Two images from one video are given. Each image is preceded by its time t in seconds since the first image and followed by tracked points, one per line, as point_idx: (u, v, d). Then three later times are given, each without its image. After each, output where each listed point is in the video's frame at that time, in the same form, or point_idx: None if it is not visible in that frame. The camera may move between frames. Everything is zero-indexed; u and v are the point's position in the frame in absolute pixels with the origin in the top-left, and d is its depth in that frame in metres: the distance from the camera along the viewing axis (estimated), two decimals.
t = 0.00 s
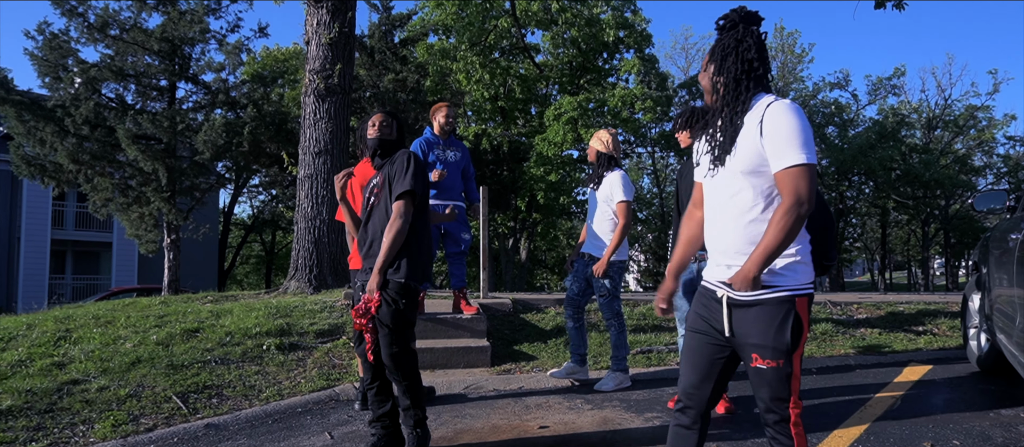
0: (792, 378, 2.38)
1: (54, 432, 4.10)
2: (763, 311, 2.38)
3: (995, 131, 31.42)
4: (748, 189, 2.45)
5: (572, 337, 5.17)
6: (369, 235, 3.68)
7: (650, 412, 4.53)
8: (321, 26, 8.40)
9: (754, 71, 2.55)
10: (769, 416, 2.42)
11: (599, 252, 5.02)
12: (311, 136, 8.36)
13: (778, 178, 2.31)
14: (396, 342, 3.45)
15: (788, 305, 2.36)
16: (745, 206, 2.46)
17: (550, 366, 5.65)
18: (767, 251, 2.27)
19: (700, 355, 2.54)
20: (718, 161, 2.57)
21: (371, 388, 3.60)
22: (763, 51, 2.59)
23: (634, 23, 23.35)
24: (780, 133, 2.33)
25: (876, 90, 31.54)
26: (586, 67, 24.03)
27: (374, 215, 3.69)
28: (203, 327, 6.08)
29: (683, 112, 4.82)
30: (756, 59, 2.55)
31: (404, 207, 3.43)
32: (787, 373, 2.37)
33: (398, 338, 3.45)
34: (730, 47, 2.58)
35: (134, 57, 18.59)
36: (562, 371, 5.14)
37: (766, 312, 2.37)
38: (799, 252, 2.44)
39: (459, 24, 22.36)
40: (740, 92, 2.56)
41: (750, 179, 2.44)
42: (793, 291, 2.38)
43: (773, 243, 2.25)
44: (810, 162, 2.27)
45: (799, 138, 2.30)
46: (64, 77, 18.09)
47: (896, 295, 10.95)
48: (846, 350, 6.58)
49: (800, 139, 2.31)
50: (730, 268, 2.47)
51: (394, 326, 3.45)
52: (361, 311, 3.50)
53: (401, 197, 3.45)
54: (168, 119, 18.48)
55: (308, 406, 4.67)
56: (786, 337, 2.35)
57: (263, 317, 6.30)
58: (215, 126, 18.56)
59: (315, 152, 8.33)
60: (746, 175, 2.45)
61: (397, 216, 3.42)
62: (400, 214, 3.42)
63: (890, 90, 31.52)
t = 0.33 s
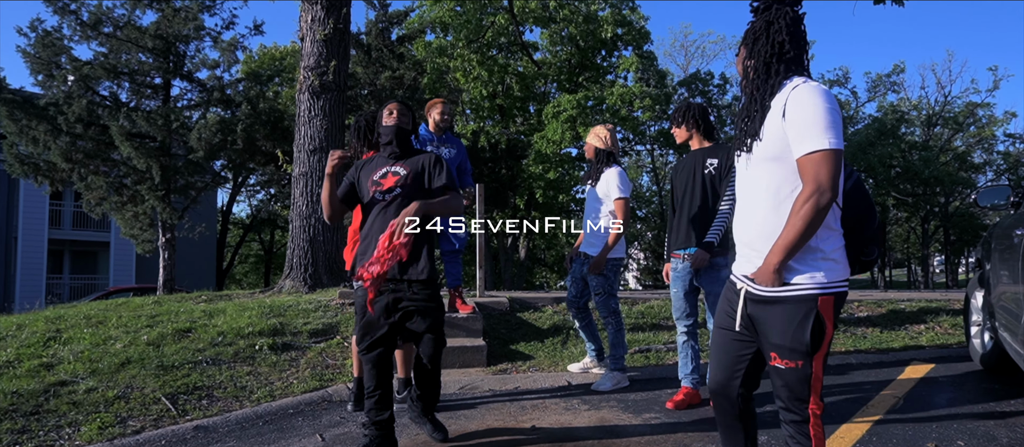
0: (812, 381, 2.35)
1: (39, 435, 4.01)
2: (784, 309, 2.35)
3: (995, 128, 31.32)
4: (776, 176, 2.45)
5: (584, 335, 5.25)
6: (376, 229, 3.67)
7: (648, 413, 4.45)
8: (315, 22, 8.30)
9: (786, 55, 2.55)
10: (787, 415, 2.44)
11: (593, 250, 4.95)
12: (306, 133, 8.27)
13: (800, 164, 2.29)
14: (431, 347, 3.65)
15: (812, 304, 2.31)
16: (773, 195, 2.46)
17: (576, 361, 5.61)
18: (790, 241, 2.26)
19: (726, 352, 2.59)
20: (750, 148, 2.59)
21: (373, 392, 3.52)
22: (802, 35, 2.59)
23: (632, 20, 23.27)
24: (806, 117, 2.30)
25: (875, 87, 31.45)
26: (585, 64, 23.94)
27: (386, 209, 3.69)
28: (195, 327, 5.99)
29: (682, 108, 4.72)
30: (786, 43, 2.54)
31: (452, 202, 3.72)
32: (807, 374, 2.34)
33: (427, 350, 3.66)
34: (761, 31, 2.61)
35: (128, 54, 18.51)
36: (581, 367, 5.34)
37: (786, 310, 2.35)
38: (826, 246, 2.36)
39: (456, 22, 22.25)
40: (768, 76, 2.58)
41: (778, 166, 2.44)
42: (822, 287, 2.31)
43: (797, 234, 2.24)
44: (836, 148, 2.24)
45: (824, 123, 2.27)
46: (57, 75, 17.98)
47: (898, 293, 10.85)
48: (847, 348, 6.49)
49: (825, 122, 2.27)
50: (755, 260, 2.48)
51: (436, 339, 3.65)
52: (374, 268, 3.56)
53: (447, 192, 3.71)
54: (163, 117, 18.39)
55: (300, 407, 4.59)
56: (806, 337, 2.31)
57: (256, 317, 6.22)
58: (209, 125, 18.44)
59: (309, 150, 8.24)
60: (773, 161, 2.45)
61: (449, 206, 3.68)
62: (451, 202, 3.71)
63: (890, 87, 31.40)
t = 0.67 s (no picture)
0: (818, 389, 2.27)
1: (17, 440, 3.91)
2: (794, 313, 2.29)
3: (997, 128, 31.15)
4: (791, 177, 2.37)
5: (580, 338, 5.15)
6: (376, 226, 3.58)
7: (644, 418, 4.35)
8: (309, 19, 8.20)
9: (806, 54, 2.46)
10: (792, 422, 2.36)
11: (584, 252, 4.85)
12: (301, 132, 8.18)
13: (812, 165, 2.21)
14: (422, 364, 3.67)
15: (824, 310, 2.22)
16: (789, 197, 2.37)
17: (572, 364, 5.50)
18: (800, 245, 2.19)
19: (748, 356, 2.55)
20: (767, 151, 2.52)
21: (369, 396, 3.43)
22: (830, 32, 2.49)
23: (632, 18, 23.17)
24: (820, 116, 2.21)
25: (876, 87, 31.32)
26: (584, 63, 23.85)
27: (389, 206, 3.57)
28: (185, 328, 5.90)
29: (676, 108, 4.62)
30: (806, 41, 2.45)
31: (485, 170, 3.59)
32: (812, 382, 2.27)
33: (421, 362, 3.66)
34: (782, 30, 2.52)
35: (122, 52, 18.46)
36: (576, 370, 5.22)
37: (796, 315, 2.28)
38: (840, 247, 2.24)
39: (454, 19, 22.17)
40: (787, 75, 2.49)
41: (792, 167, 2.36)
42: (857, 288, 2.20)
43: (807, 237, 2.17)
44: (850, 148, 2.14)
45: (838, 123, 2.18)
46: (51, 73, 17.91)
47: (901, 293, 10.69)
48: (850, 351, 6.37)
49: (837, 122, 2.18)
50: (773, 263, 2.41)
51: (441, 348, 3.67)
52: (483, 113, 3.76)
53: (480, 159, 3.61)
54: (157, 115, 18.26)
55: (288, 411, 4.50)
56: (812, 344, 2.25)
57: (246, 318, 6.12)
58: (203, 123, 18.47)
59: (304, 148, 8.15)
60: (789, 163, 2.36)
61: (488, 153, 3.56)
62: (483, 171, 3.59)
63: (892, 86, 31.25)
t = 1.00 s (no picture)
0: (826, 388, 2.21)
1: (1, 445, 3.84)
2: (808, 310, 2.26)
3: (1001, 127, 30.98)
4: (815, 177, 2.30)
5: (576, 340, 5.06)
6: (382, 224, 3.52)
7: (642, 422, 4.27)
8: (306, 18, 8.12)
9: (825, 53, 2.40)
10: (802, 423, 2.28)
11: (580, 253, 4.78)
12: (297, 131, 8.12)
13: (833, 165, 2.14)
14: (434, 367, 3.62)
15: (841, 308, 2.16)
16: (812, 198, 2.30)
17: (570, 366, 5.43)
18: (821, 244, 2.12)
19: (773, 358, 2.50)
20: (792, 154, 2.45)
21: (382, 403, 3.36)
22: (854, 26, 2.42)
23: (633, 18, 23.08)
24: (841, 116, 2.15)
25: (880, 86, 31.18)
26: (586, 63, 23.77)
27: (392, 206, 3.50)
28: (178, 330, 5.82)
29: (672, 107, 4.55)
30: (825, 42, 2.38)
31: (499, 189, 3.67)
32: (819, 379, 2.21)
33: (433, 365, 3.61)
34: (802, 31, 2.46)
35: (121, 52, 18.45)
36: (573, 372, 5.15)
37: (810, 313, 2.25)
38: (863, 242, 2.17)
39: (454, 19, 22.11)
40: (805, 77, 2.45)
41: (814, 169, 2.29)
42: (896, 290, 2.13)
43: (827, 236, 2.11)
44: (872, 145, 2.07)
45: (860, 122, 2.11)
46: (48, 73, 17.88)
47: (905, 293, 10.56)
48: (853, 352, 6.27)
49: (858, 122, 2.11)
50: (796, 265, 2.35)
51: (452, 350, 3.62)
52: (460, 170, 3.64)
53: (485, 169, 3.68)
54: (153, 114, 18.12)
55: (279, 415, 4.43)
56: (819, 344, 2.22)
57: (240, 320, 6.05)
58: (201, 123, 18.47)
59: (301, 148, 8.09)
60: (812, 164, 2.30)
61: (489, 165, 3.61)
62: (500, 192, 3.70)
63: (895, 85, 31.10)
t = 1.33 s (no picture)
0: (868, 393, 2.10)
1: None
2: (833, 310, 2.17)
3: (1006, 127, 30.82)
4: (836, 167, 2.23)
5: (578, 342, 4.96)
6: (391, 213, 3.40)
7: (643, 424, 4.21)
8: (305, 16, 8.07)
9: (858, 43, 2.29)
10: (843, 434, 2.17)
11: (579, 251, 4.72)
12: (296, 131, 8.07)
13: (854, 154, 2.07)
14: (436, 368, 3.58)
15: (868, 304, 2.08)
16: (833, 189, 2.23)
17: (570, 368, 5.37)
18: (840, 237, 2.06)
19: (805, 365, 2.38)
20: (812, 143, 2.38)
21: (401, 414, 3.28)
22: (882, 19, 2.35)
23: (635, 17, 23.02)
24: (863, 103, 2.08)
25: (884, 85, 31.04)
26: (588, 62, 23.70)
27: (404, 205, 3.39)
28: (175, 331, 5.77)
29: (676, 106, 4.50)
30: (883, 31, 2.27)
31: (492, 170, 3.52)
32: (858, 384, 2.10)
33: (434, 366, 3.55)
34: (851, 17, 2.30)
35: (121, 52, 18.45)
36: (573, 373, 5.09)
37: (836, 311, 2.16)
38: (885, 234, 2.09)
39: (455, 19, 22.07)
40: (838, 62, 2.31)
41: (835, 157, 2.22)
42: (923, 287, 2.06)
43: (845, 229, 2.04)
44: (895, 134, 1.99)
45: (883, 109, 2.04)
46: (48, 72, 17.88)
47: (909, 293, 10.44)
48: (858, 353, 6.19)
49: (882, 107, 2.04)
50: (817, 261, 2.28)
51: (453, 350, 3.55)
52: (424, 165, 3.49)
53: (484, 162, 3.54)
54: (154, 113, 18.14)
55: (274, 416, 4.38)
56: (850, 345, 2.11)
57: (238, 320, 5.99)
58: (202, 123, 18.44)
59: (300, 147, 8.03)
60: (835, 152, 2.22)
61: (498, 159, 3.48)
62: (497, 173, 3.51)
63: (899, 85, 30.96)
